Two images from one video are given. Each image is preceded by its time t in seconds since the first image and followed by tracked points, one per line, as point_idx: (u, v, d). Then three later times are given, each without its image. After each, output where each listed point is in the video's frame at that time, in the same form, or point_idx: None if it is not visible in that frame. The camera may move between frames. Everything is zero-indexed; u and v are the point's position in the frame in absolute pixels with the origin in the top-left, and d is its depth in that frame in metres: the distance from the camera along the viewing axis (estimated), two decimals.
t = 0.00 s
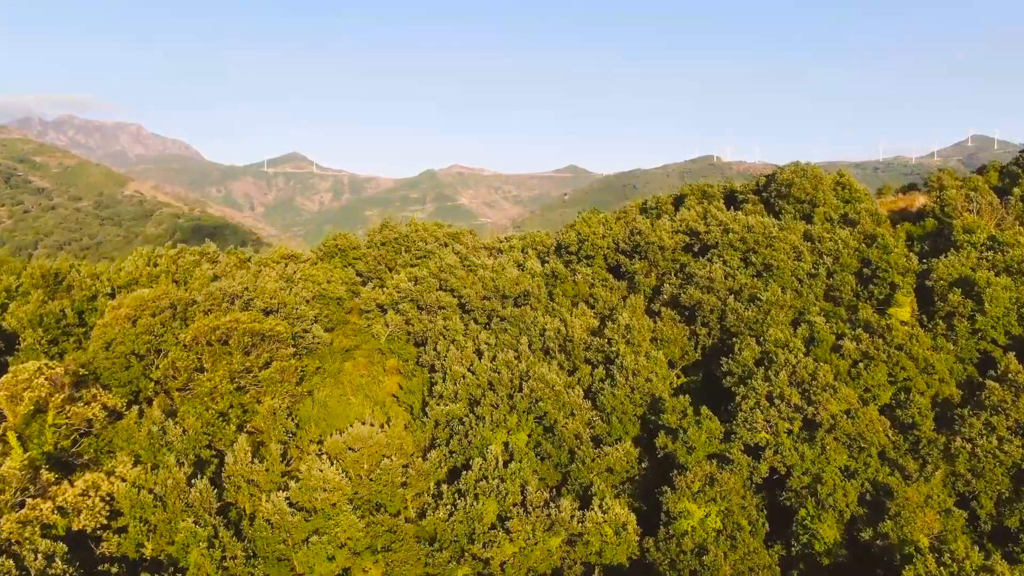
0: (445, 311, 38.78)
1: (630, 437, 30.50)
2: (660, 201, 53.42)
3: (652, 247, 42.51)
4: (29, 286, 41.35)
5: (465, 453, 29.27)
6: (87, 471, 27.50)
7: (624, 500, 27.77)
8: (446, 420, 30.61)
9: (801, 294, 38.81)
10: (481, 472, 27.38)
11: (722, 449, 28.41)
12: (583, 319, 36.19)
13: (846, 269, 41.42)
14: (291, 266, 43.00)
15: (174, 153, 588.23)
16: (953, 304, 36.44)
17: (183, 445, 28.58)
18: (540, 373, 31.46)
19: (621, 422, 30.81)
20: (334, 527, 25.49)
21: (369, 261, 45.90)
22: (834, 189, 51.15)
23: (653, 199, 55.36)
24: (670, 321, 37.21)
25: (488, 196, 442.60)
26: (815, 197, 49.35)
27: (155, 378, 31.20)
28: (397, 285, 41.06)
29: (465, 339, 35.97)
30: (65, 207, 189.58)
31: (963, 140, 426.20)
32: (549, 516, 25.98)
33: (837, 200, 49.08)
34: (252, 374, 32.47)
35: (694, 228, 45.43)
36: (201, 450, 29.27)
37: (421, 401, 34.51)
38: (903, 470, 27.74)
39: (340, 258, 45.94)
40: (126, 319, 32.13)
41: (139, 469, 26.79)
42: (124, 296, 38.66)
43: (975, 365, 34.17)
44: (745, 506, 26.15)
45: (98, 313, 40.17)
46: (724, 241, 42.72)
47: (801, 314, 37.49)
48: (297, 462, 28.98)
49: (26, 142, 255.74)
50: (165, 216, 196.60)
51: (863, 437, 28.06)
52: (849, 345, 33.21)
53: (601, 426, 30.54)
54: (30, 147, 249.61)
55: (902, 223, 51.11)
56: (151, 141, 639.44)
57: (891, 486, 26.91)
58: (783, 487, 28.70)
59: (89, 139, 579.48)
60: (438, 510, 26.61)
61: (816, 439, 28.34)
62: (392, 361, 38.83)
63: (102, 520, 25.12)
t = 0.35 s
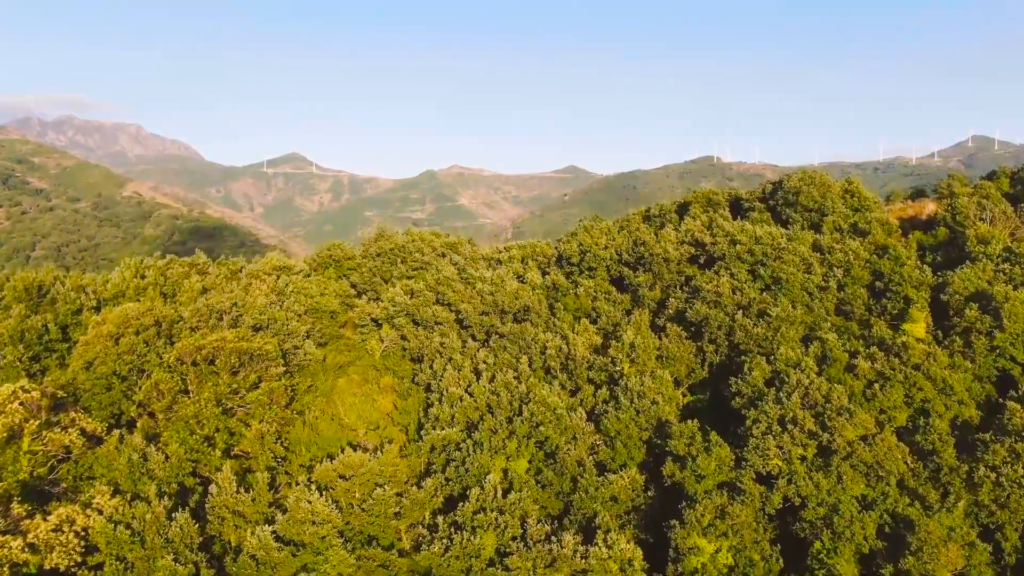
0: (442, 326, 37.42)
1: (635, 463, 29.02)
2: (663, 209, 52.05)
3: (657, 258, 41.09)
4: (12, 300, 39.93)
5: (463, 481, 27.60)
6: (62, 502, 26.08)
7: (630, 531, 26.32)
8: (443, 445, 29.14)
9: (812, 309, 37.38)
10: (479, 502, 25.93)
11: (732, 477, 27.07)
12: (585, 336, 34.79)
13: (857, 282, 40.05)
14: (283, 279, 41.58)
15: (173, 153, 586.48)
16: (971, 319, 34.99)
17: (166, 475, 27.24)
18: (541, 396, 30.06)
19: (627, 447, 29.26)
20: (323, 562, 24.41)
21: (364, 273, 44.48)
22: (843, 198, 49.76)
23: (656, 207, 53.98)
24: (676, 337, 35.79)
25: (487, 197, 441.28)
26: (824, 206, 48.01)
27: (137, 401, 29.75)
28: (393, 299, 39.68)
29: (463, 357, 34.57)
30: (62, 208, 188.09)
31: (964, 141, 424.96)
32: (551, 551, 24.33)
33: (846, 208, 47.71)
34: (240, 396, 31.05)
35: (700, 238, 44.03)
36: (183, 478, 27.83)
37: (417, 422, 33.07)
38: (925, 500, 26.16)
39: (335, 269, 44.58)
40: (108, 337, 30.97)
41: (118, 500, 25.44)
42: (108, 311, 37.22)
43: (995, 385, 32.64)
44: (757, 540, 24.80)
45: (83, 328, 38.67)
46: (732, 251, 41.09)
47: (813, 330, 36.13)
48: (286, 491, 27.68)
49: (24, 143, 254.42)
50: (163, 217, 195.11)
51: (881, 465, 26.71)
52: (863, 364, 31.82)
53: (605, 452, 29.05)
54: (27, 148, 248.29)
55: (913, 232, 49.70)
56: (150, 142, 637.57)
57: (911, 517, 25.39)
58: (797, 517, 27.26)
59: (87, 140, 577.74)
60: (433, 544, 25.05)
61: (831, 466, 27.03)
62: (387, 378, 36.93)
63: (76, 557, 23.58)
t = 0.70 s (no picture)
0: (439, 342, 36.11)
1: (640, 490, 27.56)
2: (667, 217, 50.72)
3: (661, 270, 39.74)
4: None
5: (459, 510, 26.16)
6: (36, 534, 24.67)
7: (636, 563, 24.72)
8: (440, 470, 27.76)
9: (822, 324, 36.03)
10: (476, 533, 24.52)
11: (741, 507, 26.04)
12: (588, 353, 33.46)
13: (868, 295, 38.74)
14: (276, 290, 40.25)
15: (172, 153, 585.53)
16: (988, 335, 33.60)
17: (150, 503, 26.26)
18: (542, 419, 28.72)
19: (632, 472, 27.85)
20: None
21: (359, 284, 43.28)
22: (851, 205, 48.42)
23: (659, 214, 52.66)
24: (682, 353, 34.44)
25: (486, 198, 439.95)
26: (832, 214, 46.71)
27: (119, 423, 28.35)
28: (388, 313, 38.38)
29: (461, 375, 33.21)
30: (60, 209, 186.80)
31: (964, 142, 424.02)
32: None
33: (855, 217, 46.40)
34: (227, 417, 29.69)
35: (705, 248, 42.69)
36: (167, 506, 26.78)
37: (413, 444, 31.70)
38: (947, 532, 24.74)
39: (330, 281, 43.38)
40: (90, 356, 29.69)
41: (95, 532, 24.07)
42: (93, 325, 35.86)
43: (1015, 404, 31.24)
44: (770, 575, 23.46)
45: (66, 342, 37.22)
46: (739, 262, 39.61)
47: (824, 346, 34.84)
48: (275, 520, 26.47)
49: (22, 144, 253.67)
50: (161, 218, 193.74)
51: (900, 494, 25.30)
52: (877, 384, 30.47)
53: (608, 477, 27.70)
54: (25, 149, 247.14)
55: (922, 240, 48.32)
56: (149, 142, 636.00)
57: (931, 549, 24.09)
58: (811, 549, 25.87)
59: (86, 140, 576.12)
60: None
61: (847, 494, 25.61)
62: (381, 396, 35.17)
63: None
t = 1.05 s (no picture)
0: (436, 359, 34.63)
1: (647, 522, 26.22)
2: (671, 225, 49.23)
3: (666, 283, 38.23)
4: None
5: (456, 545, 24.90)
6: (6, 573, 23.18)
7: None
8: (436, 500, 26.17)
9: (835, 341, 34.59)
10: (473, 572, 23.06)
11: (753, 541, 24.65)
12: (590, 372, 31.96)
13: (881, 309, 37.25)
14: (266, 304, 38.74)
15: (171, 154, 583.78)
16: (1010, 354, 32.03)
17: (128, 538, 24.81)
18: (544, 446, 27.14)
19: (638, 503, 26.47)
20: None
21: (354, 298, 41.92)
22: (861, 214, 46.94)
23: (663, 223, 51.18)
24: (689, 372, 32.90)
25: (486, 199, 438.55)
26: (841, 224, 45.23)
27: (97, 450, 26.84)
28: (383, 329, 36.95)
29: (458, 395, 31.67)
30: (57, 209, 185.26)
31: (966, 142, 422.80)
32: None
33: (865, 227, 44.94)
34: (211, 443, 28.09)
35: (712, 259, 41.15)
36: (146, 540, 25.38)
37: (408, 470, 30.16)
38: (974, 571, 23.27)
39: (324, 294, 41.95)
40: (67, 378, 28.23)
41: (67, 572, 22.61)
42: (75, 343, 34.34)
43: None
44: None
45: (47, 360, 35.71)
46: (748, 275, 38.13)
47: (837, 365, 33.38)
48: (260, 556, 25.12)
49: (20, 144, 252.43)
50: (158, 219, 192.21)
51: (922, 528, 23.78)
52: (896, 408, 28.97)
53: (613, 508, 26.24)
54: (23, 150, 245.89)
55: (935, 249, 46.84)
56: (150, 141, 635.65)
57: None
58: None
59: (85, 140, 574.66)
60: None
61: (865, 529, 24.20)
62: (375, 416, 33.07)
63: None
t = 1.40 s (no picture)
0: (432, 377, 33.17)
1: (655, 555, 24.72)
2: (675, 234, 47.86)
3: (672, 296, 36.77)
4: None
5: None
6: None
7: None
8: (432, 531, 24.84)
9: (848, 359, 33.23)
10: None
11: None
12: (593, 392, 30.56)
13: (894, 324, 35.87)
14: (256, 318, 37.32)
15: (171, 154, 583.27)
16: None
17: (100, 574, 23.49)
18: (545, 473, 25.75)
19: (644, 533, 24.96)
20: None
21: (348, 311, 40.69)
22: (871, 222, 45.58)
23: (667, 231, 49.82)
24: (697, 392, 31.41)
25: (486, 199, 437.15)
26: (851, 233, 43.87)
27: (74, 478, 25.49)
28: (378, 344, 35.71)
29: (454, 417, 30.16)
30: (54, 210, 183.85)
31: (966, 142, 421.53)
32: None
33: (876, 236, 43.58)
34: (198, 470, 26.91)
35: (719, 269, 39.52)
36: None
37: (401, 498, 28.49)
38: None
39: (317, 306, 40.61)
40: (44, 400, 26.95)
41: None
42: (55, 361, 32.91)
43: None
44: None
45: (28, 377, 34.34)
46: (756, 288, 36.77)
47: (850, 384, 32.03)
48: None
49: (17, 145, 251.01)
50: (156, 220, 190.77)
51: (947, 565, 22.31)
52: (914, 431, 27.56)
53: (618, 540, 24.90)
54: (20, 150, 244.56)
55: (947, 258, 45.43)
56: (149, 141, 634.58)
57: None
58: None
59: (84, 141, 573.17)
60: None
61: (888, 567, 22.71)
62: (368, 438, 31.00)
63: None
